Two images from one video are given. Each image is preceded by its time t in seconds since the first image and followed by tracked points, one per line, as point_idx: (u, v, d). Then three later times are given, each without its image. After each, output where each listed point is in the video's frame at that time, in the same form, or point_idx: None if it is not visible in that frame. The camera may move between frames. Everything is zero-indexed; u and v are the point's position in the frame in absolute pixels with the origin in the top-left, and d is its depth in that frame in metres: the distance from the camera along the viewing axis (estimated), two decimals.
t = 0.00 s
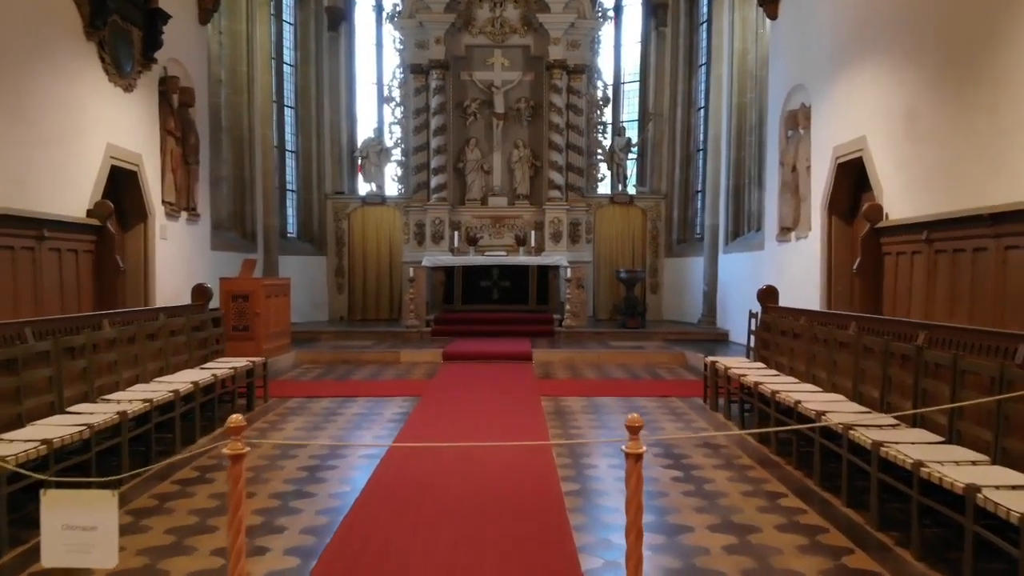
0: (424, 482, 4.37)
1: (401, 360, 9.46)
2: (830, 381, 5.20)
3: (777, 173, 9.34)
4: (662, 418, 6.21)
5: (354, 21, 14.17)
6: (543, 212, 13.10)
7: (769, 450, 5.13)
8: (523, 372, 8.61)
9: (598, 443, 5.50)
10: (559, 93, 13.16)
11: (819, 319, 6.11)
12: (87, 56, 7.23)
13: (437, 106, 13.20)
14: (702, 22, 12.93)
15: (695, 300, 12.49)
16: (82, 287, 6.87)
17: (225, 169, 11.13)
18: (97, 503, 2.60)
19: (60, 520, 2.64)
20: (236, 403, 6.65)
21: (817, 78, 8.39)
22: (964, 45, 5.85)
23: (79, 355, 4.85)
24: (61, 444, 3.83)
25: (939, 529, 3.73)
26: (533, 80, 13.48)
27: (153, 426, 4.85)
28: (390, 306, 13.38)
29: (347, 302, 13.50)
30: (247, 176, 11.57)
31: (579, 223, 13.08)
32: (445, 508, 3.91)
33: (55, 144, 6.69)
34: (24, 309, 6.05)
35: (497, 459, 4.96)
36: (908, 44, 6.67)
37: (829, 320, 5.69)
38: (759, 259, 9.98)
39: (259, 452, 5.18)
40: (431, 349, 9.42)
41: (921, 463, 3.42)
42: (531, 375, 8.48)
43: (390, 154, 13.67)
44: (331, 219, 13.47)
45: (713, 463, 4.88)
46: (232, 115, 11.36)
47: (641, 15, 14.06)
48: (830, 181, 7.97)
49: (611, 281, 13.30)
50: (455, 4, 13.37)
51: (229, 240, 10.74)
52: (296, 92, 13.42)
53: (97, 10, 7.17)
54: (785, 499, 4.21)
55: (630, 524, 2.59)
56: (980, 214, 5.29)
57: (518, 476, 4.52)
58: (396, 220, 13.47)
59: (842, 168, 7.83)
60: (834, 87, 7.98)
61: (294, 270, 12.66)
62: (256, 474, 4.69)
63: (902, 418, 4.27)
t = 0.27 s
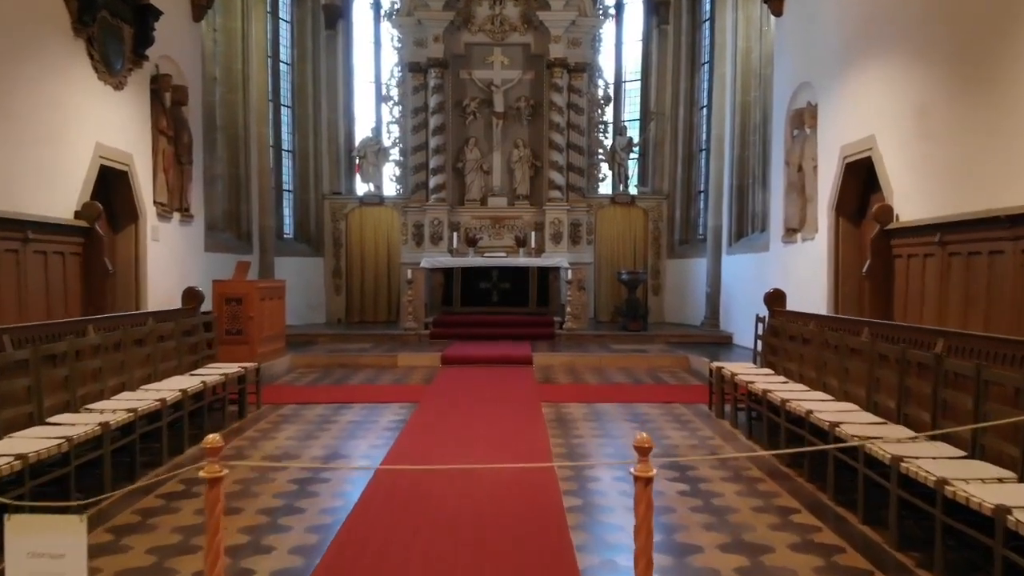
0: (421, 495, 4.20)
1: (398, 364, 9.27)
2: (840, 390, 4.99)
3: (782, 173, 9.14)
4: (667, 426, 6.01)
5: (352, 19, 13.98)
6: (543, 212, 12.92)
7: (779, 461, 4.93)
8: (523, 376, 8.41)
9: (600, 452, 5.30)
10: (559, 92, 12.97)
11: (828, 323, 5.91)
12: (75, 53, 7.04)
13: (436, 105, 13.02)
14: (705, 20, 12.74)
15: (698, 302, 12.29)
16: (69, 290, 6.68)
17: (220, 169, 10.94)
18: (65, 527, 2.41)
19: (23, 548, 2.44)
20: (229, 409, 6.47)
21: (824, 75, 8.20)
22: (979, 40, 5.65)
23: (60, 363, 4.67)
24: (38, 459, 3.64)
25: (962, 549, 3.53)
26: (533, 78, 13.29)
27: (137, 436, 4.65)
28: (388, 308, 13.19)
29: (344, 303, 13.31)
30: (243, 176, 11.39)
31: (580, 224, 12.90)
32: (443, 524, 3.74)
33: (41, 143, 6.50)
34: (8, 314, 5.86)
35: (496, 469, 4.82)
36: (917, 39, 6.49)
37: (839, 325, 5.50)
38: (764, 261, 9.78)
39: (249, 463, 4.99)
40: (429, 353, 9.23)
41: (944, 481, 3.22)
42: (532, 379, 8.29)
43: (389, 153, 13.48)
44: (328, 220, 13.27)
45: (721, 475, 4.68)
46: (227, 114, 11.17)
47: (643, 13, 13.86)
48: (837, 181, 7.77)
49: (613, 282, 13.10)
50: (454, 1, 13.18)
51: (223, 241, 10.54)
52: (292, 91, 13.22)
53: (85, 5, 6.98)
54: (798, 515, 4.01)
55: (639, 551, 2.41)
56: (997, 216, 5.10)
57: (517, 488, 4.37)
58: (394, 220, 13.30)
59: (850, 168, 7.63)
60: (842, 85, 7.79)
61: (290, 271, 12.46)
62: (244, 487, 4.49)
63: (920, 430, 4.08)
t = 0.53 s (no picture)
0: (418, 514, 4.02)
1: (395, 370, 9.04)
2: (858, 403, 4.79)
3: (788, 175, 8.92)
4: (673, 438, 5.79)
5: (349, 18, 13.75)
6: (543, 214, 12.71)
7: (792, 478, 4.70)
8: (523, 384, 8.19)
9: (603, 466, 5.09)
10: (560, 92, 12.74)
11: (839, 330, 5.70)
12: (61, 52, 6.80)
13: (434, 105, 12.80)
14: (708, 18, 12.52)
15: (702, 305, 12.07)
16: (54, 296, 6.45)
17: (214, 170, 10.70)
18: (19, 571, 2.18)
19: None
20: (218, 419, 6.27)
21: (833, 74, 7.97)
22: (999, 37, 5.43)
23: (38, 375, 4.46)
24: (8, 480, 3.43)
25: None
26: (534, 78, 13.06)
27: (119, 453, 4.44)
28: (385, 311, 12.96)
29: (341, 307, 13.08)
30: (237, 178, 11.15)
31: (581, 226, 12.68)
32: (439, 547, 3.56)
33: (25, 144, 6.27)
34: None
35: (495, 485, 4.63)
36: (930, 34, 6.28)
37: (851, 334, 5.27)
38: (770, 265, 9.56)
39: (235, 480, 4.77)
40: (427, 358, 9.00)
41: (977, 509, 3.00)
42: (532, 386, 8.06)
43: (386, 154, 13.26)
44: (325, 222, 13.05)
45: (731, 494, 4.45)
46: (221, 114, 10.94)
47: (645, 11, 13.63)
48: (846, 183, 7.55)
49: (614, 285, 12.87)
50: None
51: (216, 244, 10.31)
52: (288, 91, 12.99)
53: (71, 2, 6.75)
54: (814, 539, 3.79)
55: None
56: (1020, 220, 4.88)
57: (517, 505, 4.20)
58: (392, 222, 13.08)
59: (860, 170, 7.41)
60: (851, 84, 7.56)
61: (286, 274, 12.24)
62: (230, 507, 4.27)
63: (944, 449, 3.86)
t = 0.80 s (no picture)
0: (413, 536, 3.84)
1: (392, 377, 8.84)
2: (872, 416, 4.59)
3: (795, 176, 8.72)
4: (678, 450, 5.60)
5: (347, 16, 13.54)
6: (544, 216, 12.51)
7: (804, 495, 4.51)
8: (523, 391, 8.00)
9: (607, 480, 4.89)
10: (560, 92, 12.54)
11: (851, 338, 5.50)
12: (47, 51, 6.58)
13: (433, 105, 12.60)
14: (712, 17, 12.33)
15: (705, 309, 11.88)
16: (38, 302, 6.25)
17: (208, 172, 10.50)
18: None
19: None
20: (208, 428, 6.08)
21: (841, 74, 7.77)
22: (1015, 35, 5.23)
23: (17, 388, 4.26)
24: None
25: None
26: (534, 78, 12.86)
27: (100, 470, 4.24)
28: (383, 314, 12.76)
29: (338, 310, 12.88)
30: (232, 179, 10.95)
31: (582, 227, 12.48)
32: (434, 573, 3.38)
33: (9, 145, 6.07)
34: None
35: (494, 498, 4.50)
36: (946, 35, 6.04)
37: (863, 343, 5.06)
38: (775, 268, 9.37)
39: (221, 497, 4.57)
40: (425, 364, 8.80)
41: (1007, 539, 2.81)
42: (532, 394, 7.87)
43: (384, 155, 13.06)
44: (322, 224, 12.85)
45: (740, 513, 4.25)
46: (215, 114, 10.73)
47: (647, 10, 13.43)
48: (855, 185, 7.36)
49: (616, 288, 12.67)
50: None
51: (210, 247, 10.10)
52: (284, 91, 12.78)
53: None
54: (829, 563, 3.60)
55: None
56: None
57: (515, 525, 4.02)
58: (390, 224, 12.87)
59: (869, 171, 7.21)
60: (861, 84, 7.36)
61: (282, 277, 12.04)
62: (215, 528, 4.07)
63: (966, 469, 3.67)
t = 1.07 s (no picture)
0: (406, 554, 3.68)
1: (389, 383, 8.65)
2: (885, 431, 4.41)
3: (801, 178, 8.54)
4: (683, 462, 5.42)
5: (344, 15, 13.35)
6: (544, 218, 12.33)
7: (815, 513, 4.33)
8: (523, 398, 7.81)
9: (610, 495, 4.71)
10: (561, 92, 12.36)
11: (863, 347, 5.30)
12: (33, 51, 6.39)
13: (431, 105, 12.41)
14: (714, 16, 12.16)
15: (708, 312, 11.69)
16: (24, 309, 6.07)
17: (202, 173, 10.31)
18: None
19: None
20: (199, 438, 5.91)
21: (849, 73, 7.58)
22: None
23: None
24: None
25: None
26: (534, 78, 12.68)
27: (80, 487, 4.06)
28: (381, 317, 12.58)
29: (336, 313, 12.69)
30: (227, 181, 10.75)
31: (583, 229, 12.30)
32: None
33: None
34: None
35: (493, 510, 4.36)
36: (964, 35, 5.83)
37: (876, 353, 4.85)
38: (780, 272, 9.18)
39: (210, 514, 4.40)
40: (423, 370, 8.62)
41: None
42: (532, 401, 7.68)
43: (382, 156, 12.88)
44: (319, 225, 12.66)
45: (749, 532, 4.08)
46: (210, 115, 10.54)
47: (648, 9, 13.25)
48: (863, 188, 7.18)
49: (617, 291, 12.48)
50: None
51: (204, 250, 9.91)
52: (281, 91, 12.59)
53: None
54: None
55: None
56: None
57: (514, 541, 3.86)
58: (388, 225, 12.68)
59: (878, 174, 7.03)
60: (869, 84, 7.18)
61: (279, 279, 11.85)
62: (200, 549, 3.90)
63: (989, 488, 3.49)
